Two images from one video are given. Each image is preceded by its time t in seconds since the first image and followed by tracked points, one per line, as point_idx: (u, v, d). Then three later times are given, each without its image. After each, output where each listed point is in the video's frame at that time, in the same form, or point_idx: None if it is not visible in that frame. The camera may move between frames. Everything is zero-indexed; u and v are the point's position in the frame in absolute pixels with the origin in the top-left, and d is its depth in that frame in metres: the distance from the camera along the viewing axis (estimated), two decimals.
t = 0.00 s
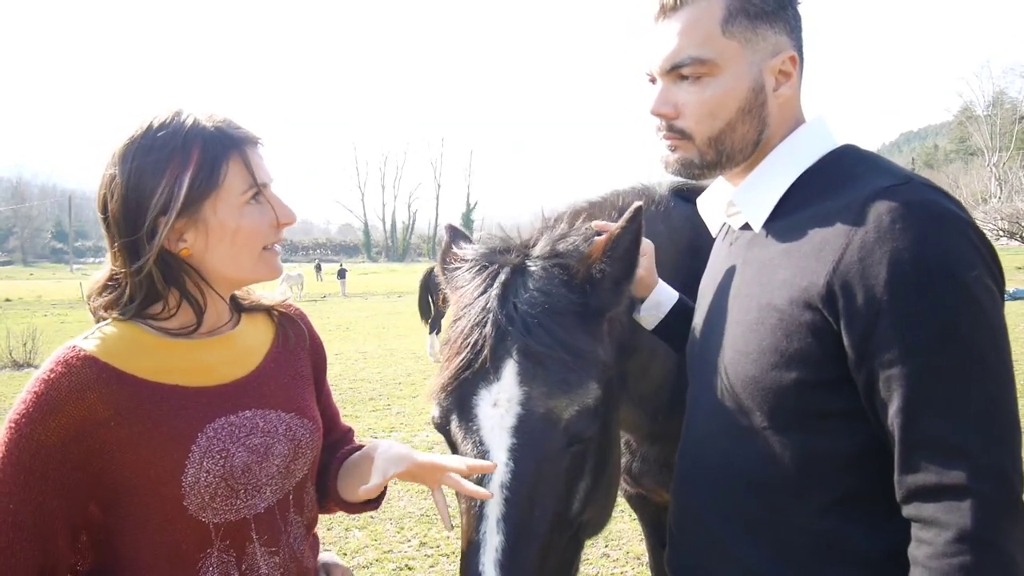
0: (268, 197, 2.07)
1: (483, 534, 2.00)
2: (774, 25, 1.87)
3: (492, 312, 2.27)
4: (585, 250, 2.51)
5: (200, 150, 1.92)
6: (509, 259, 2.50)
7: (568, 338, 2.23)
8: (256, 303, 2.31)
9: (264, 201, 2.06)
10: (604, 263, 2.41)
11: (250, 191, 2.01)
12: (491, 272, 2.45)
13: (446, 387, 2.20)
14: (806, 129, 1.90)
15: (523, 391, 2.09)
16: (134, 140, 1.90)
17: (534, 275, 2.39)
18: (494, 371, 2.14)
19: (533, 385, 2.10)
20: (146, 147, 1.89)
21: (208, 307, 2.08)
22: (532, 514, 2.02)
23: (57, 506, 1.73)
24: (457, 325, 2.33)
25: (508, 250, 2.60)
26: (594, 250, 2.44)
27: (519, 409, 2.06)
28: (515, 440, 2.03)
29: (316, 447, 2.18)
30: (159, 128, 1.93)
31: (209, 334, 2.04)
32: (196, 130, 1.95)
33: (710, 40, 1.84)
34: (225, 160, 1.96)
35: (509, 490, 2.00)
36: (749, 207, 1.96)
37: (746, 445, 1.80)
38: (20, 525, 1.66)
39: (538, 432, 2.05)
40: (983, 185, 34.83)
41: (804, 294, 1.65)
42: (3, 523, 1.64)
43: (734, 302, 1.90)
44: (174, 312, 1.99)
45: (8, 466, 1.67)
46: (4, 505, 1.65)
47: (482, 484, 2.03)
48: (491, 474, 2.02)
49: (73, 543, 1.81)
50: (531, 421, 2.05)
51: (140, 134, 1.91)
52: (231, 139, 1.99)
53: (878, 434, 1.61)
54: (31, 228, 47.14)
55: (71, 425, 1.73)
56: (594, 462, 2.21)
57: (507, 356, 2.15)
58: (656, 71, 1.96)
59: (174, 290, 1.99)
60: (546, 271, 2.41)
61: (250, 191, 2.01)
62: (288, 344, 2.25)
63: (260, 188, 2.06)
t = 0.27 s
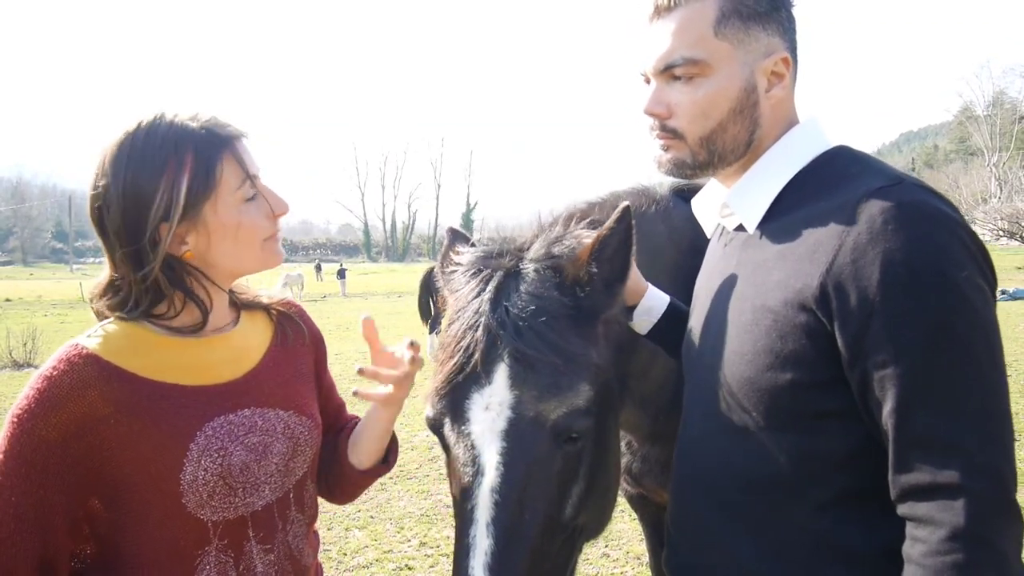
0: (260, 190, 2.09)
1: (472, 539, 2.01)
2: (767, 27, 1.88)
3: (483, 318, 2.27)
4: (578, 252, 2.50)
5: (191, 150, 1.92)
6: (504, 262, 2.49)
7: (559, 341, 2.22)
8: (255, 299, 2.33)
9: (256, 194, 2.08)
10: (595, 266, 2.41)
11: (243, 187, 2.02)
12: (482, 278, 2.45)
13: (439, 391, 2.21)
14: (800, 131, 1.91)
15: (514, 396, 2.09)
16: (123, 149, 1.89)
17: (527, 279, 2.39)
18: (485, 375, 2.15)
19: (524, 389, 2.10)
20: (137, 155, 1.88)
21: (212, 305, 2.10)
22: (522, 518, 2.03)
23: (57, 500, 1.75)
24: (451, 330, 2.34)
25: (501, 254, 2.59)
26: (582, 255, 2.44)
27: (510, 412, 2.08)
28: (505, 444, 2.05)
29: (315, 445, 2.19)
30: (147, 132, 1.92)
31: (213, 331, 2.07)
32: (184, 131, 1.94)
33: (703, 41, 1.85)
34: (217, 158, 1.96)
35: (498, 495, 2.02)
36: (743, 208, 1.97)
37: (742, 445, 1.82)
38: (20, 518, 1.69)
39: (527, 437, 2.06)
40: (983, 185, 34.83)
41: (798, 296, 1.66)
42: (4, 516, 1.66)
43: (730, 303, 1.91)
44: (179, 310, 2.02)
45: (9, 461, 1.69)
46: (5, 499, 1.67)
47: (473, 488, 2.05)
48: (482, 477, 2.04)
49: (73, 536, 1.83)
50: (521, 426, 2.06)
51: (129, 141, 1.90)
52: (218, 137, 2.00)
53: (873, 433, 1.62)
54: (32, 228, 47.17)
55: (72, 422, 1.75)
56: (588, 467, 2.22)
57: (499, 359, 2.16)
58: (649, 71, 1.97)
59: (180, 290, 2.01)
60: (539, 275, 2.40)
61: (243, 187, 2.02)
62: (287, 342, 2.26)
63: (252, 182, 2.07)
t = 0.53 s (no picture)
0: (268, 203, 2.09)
1: (462, 539, 2.00)
2: (767, 26, 1.87)
3: (475, 322, 2.26)
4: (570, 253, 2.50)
5: (204, 162, 1.92)
6: (497, 263, 2.49)
7: (550, 343, 2.22)
8: (257, 301, 2.32)
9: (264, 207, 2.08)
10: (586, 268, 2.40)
11: (252, 201, 2.03)
12: (475, 278, 2.44)
13: (433, 392, 2.22)
14: (798, 130, 1.91)
15: (505, 397, 2.09)
16: (134, 154, 1.88)
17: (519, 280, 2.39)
18: (477, 377, 2.14)
19: (515, 390, 2.10)
20: (150, 163, 1.87)
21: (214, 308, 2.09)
22: (513, 520, 2.03)
23: (54, 492, 1.75)
24: (445, 330, 2.33)
25: (495, 256, 2.59)
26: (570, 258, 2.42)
27: (501, 415, 2.08)
28: (497, 446, 2.05)
29: (310, 445, 2.19)
30: (159, 139, 1.91)
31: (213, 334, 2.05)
32: (195, 140, 1.94)
33: (703, 40, 1.84)
34: (229, 171, 1.97)
35: (488, 496, 2.01)
36: (740, 208, 1.97)
37: (738, 446, 1.81)
38: (17, 507, 1.69)
39: (521, 438, 2.06)
40: (984, 185, 34.80)
41: (793, 296, 1.66)
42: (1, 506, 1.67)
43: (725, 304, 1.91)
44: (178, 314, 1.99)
45: (6, 451, 1.70)
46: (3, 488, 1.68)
47: (462, 488, 2.04)
48: (473, 478, 2.03)
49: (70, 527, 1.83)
50: (511, 427, 2.07)
51: (139, 146, 1.88)
52: (230, 148, 1.99)
53: (868, 434, 1.61)
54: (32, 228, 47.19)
55: (68, 416, 1.75)
56: (580, 470, 2.21)
57: (491, 361, 2.16)
58: (649, 70, 1.96)
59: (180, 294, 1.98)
60: (532, 275, 2.42)
61: (253, 201, 2.03)
62: (285, 343, 2.26)
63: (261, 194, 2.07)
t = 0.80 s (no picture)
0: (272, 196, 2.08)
1: (454, 539, 2.03)
2: (767, 26, 1.88)
3: (467, 322, 2.28)
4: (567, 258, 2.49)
5: (202, 156, 1.92)
6: (491, 266, 2.51)
7: (542, 345, 2.23)
8: (272, 305, 2.33)
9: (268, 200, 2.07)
10: (586, 275, 2.38)
11: (253, 195, 2.02)
12: (471, 281, 2.46)
13: (426, 394, 2.24)
14: (797, 131, 1.92)
15: (496, 398, 2.11)
16: (135, 150, 1.90)
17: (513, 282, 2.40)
18: (469, 378, 2.16)
19: (506, 391, 2.12)
20: (149, 158, 1.89)
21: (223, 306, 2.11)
22: (503, 521, 2.04)
23: (55, 487, 1.75)
24: (438, 331, 2.36)
25: (489, 258, 2.61)
26: (570, 263, 2.42)
27: (492, 416, 2.09)
28: (488, 448, 2.05)
29: (313, 453, 2.19)
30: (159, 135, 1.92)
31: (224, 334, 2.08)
32: (195, 135, 1.94)
33: (703, 40, 1.85)
34: (228, 165, 1.97)
35: (478, 497, 2.03)
36: (739, 209, 1.98)
37: (736, 446, 1.82)
38: (19, 501, 1.68)
39: (510, 441, 2.06)
40: (983, 185, 34.81)
41: (791, 297, 1.67)
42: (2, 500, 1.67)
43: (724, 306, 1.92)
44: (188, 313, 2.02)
45: (12, 444, 1.70)
46: (4, 480, 1.68)
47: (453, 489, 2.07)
48: (463, 477, 2.05)
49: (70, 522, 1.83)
50: (501, 428, 2.07)
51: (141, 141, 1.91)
52: (230, 142, 1.99)
53: (867, 435, 1.62)
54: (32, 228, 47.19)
55: (74, 413, 1.76)
56: (572, 471, 2.21)
57: (483, 363, 2.17)
58: (649, 70, 1.97)
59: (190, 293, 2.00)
60: (525, 278, 2.42)
61: (253, 194, 2.02)
62: (297, 349, 2.27)
63: (264, 187, 2.06)
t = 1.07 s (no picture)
0: (261, 193, 2.07)
1: (445, 538, 2.04)
2: (771, 26, 1.88)
3: (461, 323, 2.28)
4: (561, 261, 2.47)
5: (188, 151, 1.92)
6: (484, 268, 2.52)
7: (535, 347, 2.23)
8: (272, 303, 2.32)
9: (257, 197, 2.06)
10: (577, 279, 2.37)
11: (240, 190, 2.01)
12: (464, 283, 2.46)
13: (420, 395, 2.24)
14: (801, 130, 1.92)
15: (488, 399, 2.10)
16: (125, 148, 1.92)
17: (506, 283, 2.40)
18: (461, 379, 2.16)
19: (498, 392, 2.11)
20: (137, 154, 1.90)
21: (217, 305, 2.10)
22: (495, 520, 2.04)
23: (58, 486, 1.76)
24: (431, 334, 2.36)
25: (482, 261, 2.62)
26: (564, 265, 2.41)
27: (483, 416, 2.08)
28: (480, 448, 2.05)
29: (316, 449, 2.18)
30: (148, 133, 1.94)
31: (215, 330, 2.06)
32: (182, 131, 1.95)
33: (707, 39, 1.85)
34: (214, 160, 1.96)
35: (468, 496, 2.03)
36: (742, 208, 1.98)
37: (737, 446, 1.82)
38: (23, 500, 1.70)
39: (500, 442, 2.06)
40: (983, 185, 34.81)
41: (793, 296, 1.67)
42: (6, 499, 1.69)
43: (725, 305, 1.92)
44: (181, 309, 2.02)
45: (14, 444, 1.72)
46: (8, 480, 1.70)
47: (444, 489, 2.07)
48: (454, 479, 2.06)
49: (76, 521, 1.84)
50: (492, 428, 2.07)
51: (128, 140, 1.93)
52: (219, 139, 1.99)
53: (869, 435, 1.62)
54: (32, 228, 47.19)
55: (72, 410, 1.76)
56: (564, 471, 2.21)
57: (475, 364, 2.17)
58: (652, 69, 1.97)
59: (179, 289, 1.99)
60: (517, 280, 2.42)
61: (241, 189, 2.01)
62: (297, 345, 2.26)
63: (254, 184, 2.05)
